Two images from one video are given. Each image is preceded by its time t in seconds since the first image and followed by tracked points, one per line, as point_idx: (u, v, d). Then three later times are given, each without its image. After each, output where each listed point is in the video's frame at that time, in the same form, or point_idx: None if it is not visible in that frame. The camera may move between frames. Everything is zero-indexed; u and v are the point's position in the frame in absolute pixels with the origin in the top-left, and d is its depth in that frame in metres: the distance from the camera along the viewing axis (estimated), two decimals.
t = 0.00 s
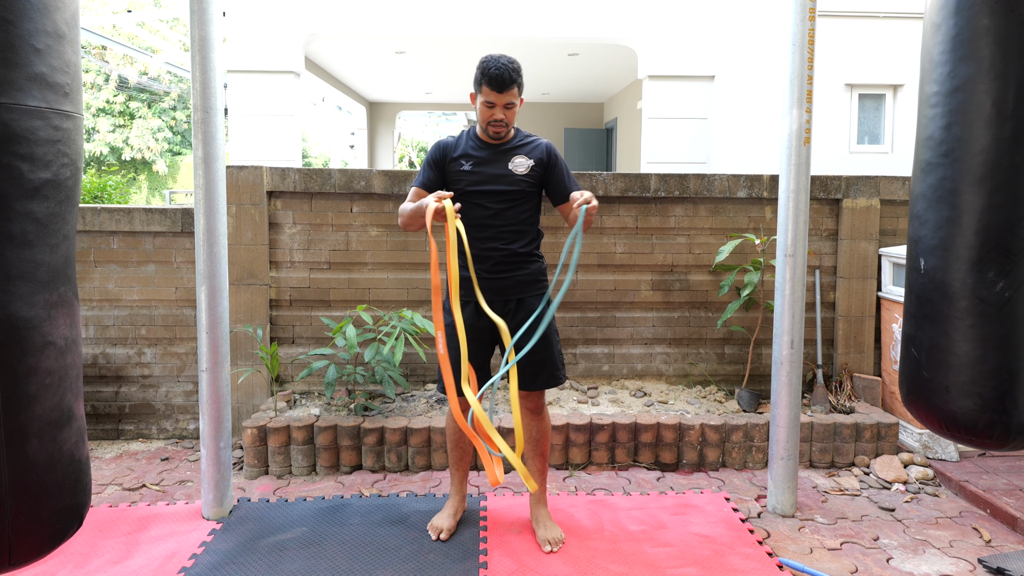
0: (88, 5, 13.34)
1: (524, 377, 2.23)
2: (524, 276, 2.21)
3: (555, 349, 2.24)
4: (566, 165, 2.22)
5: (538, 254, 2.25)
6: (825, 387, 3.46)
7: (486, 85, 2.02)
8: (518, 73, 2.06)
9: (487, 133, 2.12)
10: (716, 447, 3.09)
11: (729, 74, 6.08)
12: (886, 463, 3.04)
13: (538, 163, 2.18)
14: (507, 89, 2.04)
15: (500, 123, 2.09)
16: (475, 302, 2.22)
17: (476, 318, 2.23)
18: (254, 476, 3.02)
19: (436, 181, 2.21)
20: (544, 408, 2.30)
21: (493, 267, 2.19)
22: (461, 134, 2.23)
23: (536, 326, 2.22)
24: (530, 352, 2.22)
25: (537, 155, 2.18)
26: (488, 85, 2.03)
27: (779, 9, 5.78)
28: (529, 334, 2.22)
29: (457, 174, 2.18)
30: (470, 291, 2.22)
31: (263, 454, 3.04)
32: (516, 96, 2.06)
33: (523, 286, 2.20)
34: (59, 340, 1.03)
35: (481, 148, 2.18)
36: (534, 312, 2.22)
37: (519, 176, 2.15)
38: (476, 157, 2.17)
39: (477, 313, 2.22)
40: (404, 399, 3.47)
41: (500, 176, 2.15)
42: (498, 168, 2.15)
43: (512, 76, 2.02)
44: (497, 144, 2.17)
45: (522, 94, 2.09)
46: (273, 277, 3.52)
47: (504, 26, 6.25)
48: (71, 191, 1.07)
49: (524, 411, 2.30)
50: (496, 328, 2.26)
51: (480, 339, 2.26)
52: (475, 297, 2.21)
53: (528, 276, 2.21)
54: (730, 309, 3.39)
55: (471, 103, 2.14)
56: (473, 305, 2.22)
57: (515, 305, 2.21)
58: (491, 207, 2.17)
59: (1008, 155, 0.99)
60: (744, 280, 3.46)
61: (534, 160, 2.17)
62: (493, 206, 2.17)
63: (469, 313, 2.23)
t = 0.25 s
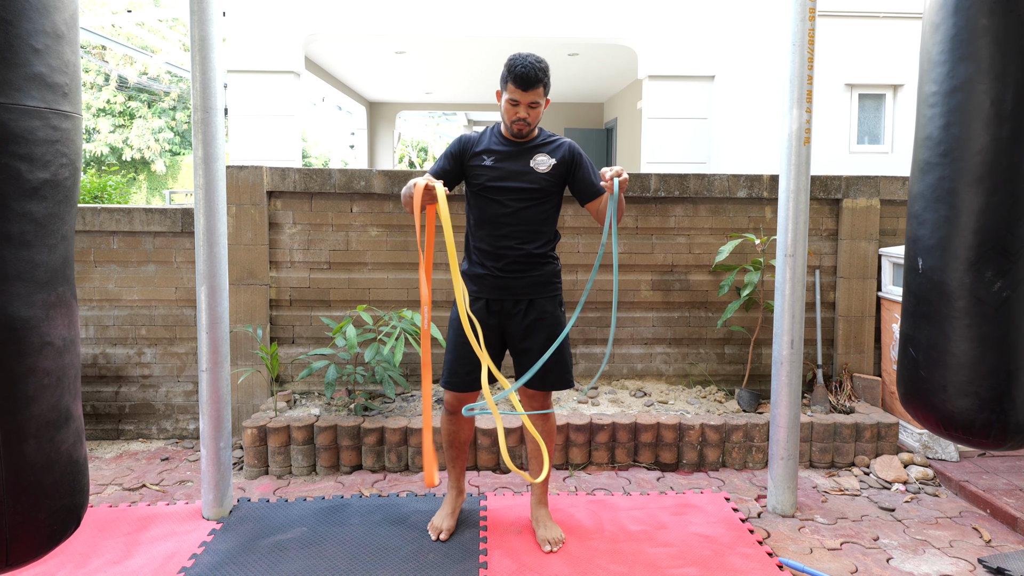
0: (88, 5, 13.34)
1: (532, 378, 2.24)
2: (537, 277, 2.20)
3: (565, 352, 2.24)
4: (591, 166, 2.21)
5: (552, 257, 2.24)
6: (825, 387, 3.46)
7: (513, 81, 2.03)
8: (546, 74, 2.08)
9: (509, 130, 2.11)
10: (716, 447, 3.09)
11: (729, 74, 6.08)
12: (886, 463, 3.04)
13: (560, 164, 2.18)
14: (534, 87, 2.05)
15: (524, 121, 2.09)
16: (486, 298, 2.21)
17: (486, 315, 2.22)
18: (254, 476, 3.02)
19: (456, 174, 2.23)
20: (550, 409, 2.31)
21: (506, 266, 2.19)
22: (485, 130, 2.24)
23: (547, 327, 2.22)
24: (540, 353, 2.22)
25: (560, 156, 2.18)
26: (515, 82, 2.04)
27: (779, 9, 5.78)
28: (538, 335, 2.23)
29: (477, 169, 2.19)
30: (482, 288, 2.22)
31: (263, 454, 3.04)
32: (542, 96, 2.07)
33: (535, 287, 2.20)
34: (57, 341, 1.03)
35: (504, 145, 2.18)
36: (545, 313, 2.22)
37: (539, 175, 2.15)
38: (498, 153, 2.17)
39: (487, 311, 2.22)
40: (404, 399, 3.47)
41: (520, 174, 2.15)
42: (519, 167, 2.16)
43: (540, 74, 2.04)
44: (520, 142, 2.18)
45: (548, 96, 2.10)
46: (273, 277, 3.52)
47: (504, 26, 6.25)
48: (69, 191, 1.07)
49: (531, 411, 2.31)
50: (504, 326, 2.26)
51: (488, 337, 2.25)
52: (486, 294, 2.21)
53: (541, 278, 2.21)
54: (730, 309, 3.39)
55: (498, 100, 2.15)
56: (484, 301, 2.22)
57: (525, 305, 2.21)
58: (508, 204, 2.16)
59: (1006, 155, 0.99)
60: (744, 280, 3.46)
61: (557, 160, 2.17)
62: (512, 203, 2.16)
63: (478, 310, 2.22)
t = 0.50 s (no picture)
0: (88, 5, 13.35)
1: (532, 378, 2.23)
2: (536, 278, 2.20)
3: (565, 352, 2.24)
4: (591, 173, 2.22)
5: (551, 258, 2.24)
6: (825, 387, 3.46)
7: (515, 75, 2.05)
8: (549, 70, 2.09)
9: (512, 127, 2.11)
10: (716, 448, 3.08)
11: (729, 73, 6.08)
12: (886, 463, 3.04)
13: (563, 167, 2.18)
14: (536, 81, 2.06)
15: (527, 116, 2.09)
16: (485, 299, 2.21)
17: (486, 316, 2.22)
18: (254, 476, 3.02)
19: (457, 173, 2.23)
20: (550, 409, 2.31)
21: (504, 266, 2.19)
22: (488, 131, 2.24)
23: (545, 327, 2.21)
24: (540, 353, 2.21)
25: (563, 159, 2.18)
26: (517, 76, 2.06)
27: (779, 9, 5.78)
28: (538, 335, 2.22)
29: (479, 169, 2.19)
30: (481, 289, 2.21)
31: (263, 454, 3.04)
32: (544, 91, 2.08)
33: (534, 288, 2.20)
34: (56, 341, 1.03)
35: (506, 147, 2.18)
36: (544, 314, 2.21)
37: (541, 177, 2.15)
38: (500, 155, 2.18)
39: (486, 312, 2.22)
40: (404, 399, 3.47)
41: (522, 176, 2.15)
42: (521, 169, 2.16)
43: (542, 67, 2.06)
44: (523, 144, 2.18)
45: (550, 93, 2.11)
46: (273, 277, 3.52)
47: (504, 26, 6.25)
48: (69, 191, 1.07)
49: (530, 412, 2.31)
50: (504, 327, 2.25)
51: (489, 338, 2.24)
52: (485, 295, 2.21)
53: (540, 279, 2.20)
54: (729, 309, 3.39)
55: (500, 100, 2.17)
56: (484, 303, 2.21)
57: (525, 306, 2.20)
58: (509, 206, 2.16)
59: (1005, 155, 0.99)
60: (744, 280, 3.46)
61: (558, 164, 2.17)
62: (512, 206, 2.16)
63: (478, 310, 2.22)
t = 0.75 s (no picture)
0: (88, 6, 13.35)
1: (529, 379, 2.23)
2: (529, 278, 2.20)
3: (560, 351, 2.24)
4: (575, 170, 2.24)
5: (541, 257, 2.25)
6: (825, 387, 3.46)
7: (495, 68, 2.07)
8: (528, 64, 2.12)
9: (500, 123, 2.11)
10: (716, 448, 3.08)
11: (729, 73, 6.08)
12: (886, 463, 3.04)
13: (546, 165, 2.19)
14: (517, 73, 2.08)
15: (511, 109, 2.09)
16: (479, 303, 2.21)
17: (481, 319, 2.21)
18: (254, 476, 3.02)
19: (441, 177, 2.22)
20: (546, 409, 2.31)
21: (498, 268, 2.19)
22: (469, 133, 2.23)
23: (539, 327, 2.21)
24: (535, 353, 2.21)
25: (545, 157, 2.19)
26: (498, 69, 2.08)
27: (779, 9, 5.78)
28: (533, 335, 2.22)
29: (464, 172, 2.18)
30: (474, 292, 2.21)
31: (263, 454, 3.04)
32: (526, 82, 2.10)
33: (527, 289, 2.20)
34: (56, 341, 1.03)
35: (489, 148, 2.18)
36: (538, 314, 2.21)
37: (526, 177, 2.16)
38: (484, 156, 2.17)
39: (481, 315, 2.21)
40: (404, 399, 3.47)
41: (507, 177, 2.15)
42: (506, 169, 2.16)
43: (522, 60, 2.09)
44: (505, 144, 2.18)
45: (531, 84, 2.13)
46: (273, 277, 3.52)
47: (504, 26, 6.25)
48: (69, 191, 1.07)
49: (527, 413, 2.31)
50: (499, 329, 2.25)
51: (485, 341, 2.24)
52: (478, 299, 2.20)
53: (533, 279, 2.21)
54: (729, 309, 3.39)
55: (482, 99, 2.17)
56: (478, 306, 2.21)
57: (519, 306, 2.20)
58: (496, 207, 2.16)
59: (1005, 154, 0.99)
60: (744, 280, 3.46)
61: (543, 162, 2.18)
62: (500, 207, 2.16)
63: (472, 314, 2.21)
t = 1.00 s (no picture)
0: (87, 6, 13.35)
1: (523, 380, 2.22)
2: (524, 278, 2.21)
3: (554, 353, 2.24)
4: (568, 168, 2.24)
5: (536, 257, 2.25)
6: (825, 387, 3.46)
7: (477, 66, 2.09)
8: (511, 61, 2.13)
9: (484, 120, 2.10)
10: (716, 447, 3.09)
11: (729, 74, 6.08)
12: (886, 463, 3.04)
13: (539, 164, 2.19)
14: (499, 68, 2.09)
15: (494, 104, 2.08)
16: (474, 303, 2.21)
17: (475, 319, 2.21)
18: (254, 476, 3.02)
19: (436, 181, 2.21)
20: (541, 409, 2.31)
21: (494, 268, 2.19)
22: (460, 135, 2.23)
23: (533, 327, 2.22)
24: (529, 353, 2.21)
25: (538, 156, 2.19)
26: (479, 67, 2.09)
27: (779, 9, 5.78)
28: (527, 336, 2.22)
29: (457, 174, 2.18)
30: (468, 292, 2.21)
31: (263, 455, 3.04)
32: (507, 77, 2.10)
33: (522, 289, 2.20)
34: (56, 341, 1.03)
35: (480, 148, 2.18)
36: (532, 314, 2.21)
37: (519, 176, 2.16)
38: (476, 157, 2.17)
39: (474, 315, 2.21)
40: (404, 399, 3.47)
41: (500, 176, 2.16)
42: (499, 169, 2.16)
43: (504, 56, 2.09)
44: (496, 145, 2.18)
45: (514, 80, 2.13)
46: (273, 277, 3.52)
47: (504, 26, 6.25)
48: (69, 191, 1.07)
49: (523, 413, 2.30)
50: (493, 329, 2.25)
51: (479, 342, 2.24)
52: (472, 299, 2.20)
53: (527, 279, 2.21)
54: (729, 309, 3.39)
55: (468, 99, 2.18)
56: (472, 306, 2.21)
57: (514, 307, 2.20)
58: (491, 207, 2.16)
59: (1006, 154, 0.99)
60: (744, 280, 3.46)
61: (536, 161, 2.19)
62: (495, 207, 2.16)
63: (466, 314, 2.21)
